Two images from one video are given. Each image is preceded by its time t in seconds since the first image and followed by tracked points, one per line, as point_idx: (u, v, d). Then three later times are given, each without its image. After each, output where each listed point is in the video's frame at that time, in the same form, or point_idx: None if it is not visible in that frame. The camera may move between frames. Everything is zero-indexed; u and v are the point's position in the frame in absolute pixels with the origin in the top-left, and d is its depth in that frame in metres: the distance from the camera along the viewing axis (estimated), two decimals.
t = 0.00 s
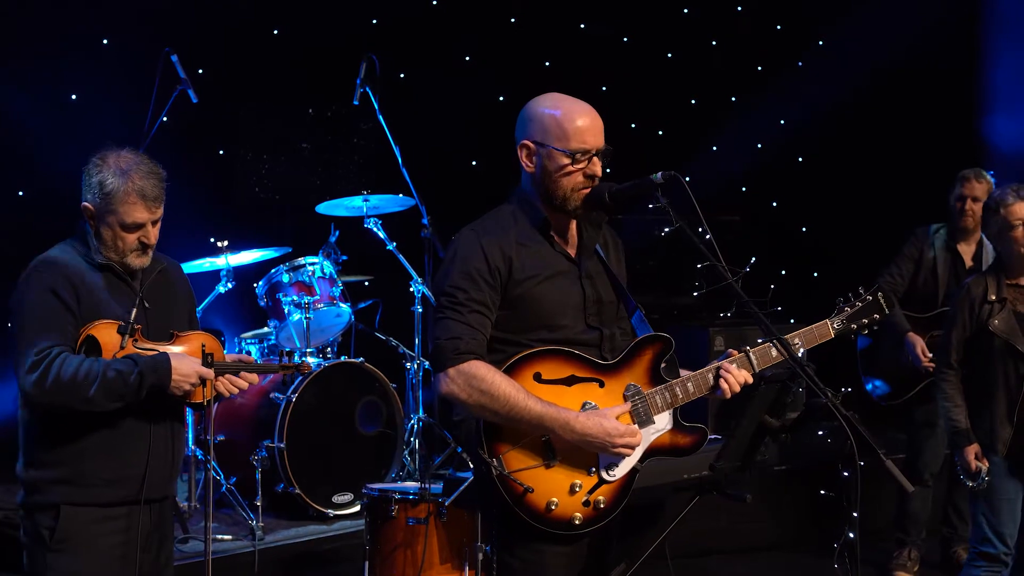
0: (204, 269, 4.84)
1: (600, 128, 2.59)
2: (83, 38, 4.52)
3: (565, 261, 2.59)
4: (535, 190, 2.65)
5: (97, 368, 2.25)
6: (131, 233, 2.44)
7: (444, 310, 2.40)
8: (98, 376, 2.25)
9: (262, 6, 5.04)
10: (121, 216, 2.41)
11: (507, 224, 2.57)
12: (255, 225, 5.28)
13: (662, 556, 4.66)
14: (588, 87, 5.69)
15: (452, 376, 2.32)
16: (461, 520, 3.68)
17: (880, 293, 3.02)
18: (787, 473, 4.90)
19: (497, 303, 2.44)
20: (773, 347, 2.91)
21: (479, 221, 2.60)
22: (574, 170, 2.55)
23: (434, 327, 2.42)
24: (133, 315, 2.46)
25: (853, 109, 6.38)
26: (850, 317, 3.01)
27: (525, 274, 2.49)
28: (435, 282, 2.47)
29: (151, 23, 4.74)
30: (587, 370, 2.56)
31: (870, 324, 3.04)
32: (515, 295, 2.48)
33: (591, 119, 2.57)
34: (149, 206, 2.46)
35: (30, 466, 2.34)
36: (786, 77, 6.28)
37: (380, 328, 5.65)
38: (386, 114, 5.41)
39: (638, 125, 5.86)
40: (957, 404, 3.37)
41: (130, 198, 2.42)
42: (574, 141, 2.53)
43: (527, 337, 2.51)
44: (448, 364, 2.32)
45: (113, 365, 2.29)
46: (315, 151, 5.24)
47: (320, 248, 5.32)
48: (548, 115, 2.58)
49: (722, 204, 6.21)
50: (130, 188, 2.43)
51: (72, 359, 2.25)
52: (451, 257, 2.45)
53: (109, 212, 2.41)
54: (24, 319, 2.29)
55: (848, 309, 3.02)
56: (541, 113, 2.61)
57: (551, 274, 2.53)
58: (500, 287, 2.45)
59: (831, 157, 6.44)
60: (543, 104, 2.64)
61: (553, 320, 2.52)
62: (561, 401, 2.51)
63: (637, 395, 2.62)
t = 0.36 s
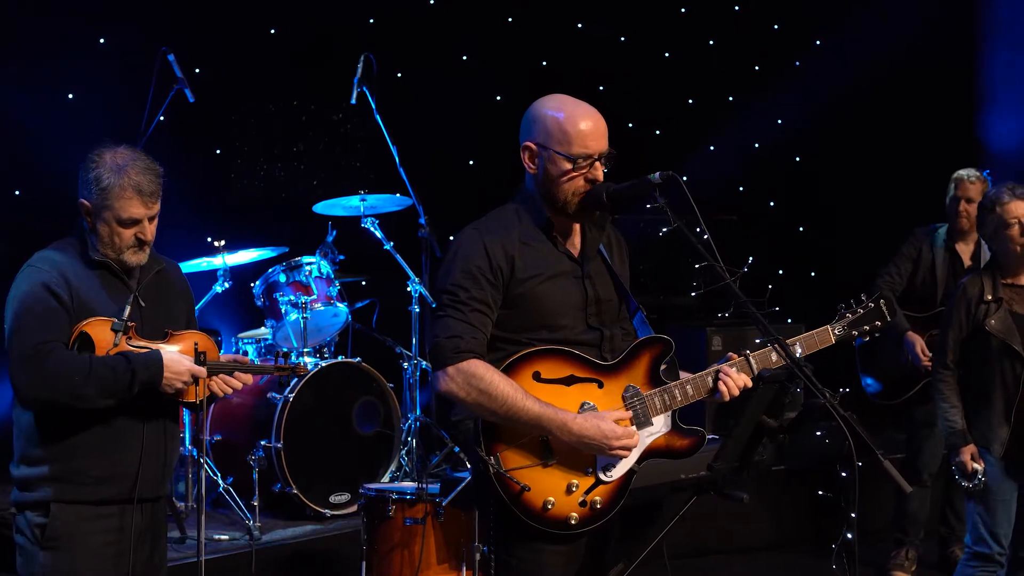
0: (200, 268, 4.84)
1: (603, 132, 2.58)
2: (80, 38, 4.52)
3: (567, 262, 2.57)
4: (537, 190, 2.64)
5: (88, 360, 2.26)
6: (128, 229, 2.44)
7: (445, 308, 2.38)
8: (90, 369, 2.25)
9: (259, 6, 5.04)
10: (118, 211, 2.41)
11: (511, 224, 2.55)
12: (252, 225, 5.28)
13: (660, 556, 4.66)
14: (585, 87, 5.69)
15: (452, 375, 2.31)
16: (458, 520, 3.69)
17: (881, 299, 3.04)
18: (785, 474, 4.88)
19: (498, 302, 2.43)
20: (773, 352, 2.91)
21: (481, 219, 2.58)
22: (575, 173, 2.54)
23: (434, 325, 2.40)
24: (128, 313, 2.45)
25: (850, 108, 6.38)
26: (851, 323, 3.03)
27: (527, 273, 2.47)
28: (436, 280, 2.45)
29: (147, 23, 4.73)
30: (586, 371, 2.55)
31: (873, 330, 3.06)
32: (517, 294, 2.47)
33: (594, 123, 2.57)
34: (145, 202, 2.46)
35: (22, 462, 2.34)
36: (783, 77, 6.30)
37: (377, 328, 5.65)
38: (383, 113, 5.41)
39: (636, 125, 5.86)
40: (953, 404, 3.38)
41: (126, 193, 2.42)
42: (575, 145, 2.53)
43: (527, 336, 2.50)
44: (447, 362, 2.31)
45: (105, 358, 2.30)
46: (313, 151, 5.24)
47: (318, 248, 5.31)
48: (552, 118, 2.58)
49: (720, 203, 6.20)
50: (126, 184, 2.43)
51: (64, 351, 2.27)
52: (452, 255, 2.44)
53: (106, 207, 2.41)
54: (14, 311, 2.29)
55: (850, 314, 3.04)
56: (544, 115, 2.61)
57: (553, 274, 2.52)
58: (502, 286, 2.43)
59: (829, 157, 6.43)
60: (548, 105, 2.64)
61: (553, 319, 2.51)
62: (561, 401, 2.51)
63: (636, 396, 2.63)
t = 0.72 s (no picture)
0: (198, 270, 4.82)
1: (603, 133, 2.59)
2: (76, 39, 4.50)
3: (566, 263, 2.57)
4: (535, 190, 2.63)
5: (82, 363, 2.27)
6: (117, 230, 2.44)
7: (444, 310, 2.37)
8: (86, 372, 2.26)
9: (256, 7, 5.03)
10: (108, 213, 2.41)
11: (509, 224, 2.54)
12: (249, 227, 5.27)
13: (658, 557, 4.65)
14: (583, 87, 5.69)
15: (452, 377, 2.29)
16: (457, 522, 3.66)
17: (880, 300, 3.03)
18: (784, 475, 4.88)
19: (498, 304, 2.42)
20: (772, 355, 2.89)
21: (480, 221, 2.57)
22: (573, 174, 2.54)
23: (434, 328, 2.39)
24: (119, 316, 2.45)
25: (847, 109, 6.38)
26: (850, 324, 3.03)
27: (527, 275, 2.46)
28: (435, 282, 2.44)
29: (144, 24, 4.72)
30: (586, 373, 2.55)
31: (871, 332, 3.05)
32: (516, 296, 2.46)
33: (594, 123, 2.56)
34: (135, 204, 2.47)
35: (15, 471, 2.33)
36: (780, 78, 6.30)
37: (374, 329, 5.64)
38: (381, 114, 5.41)
39: (633, 125, 5.85)
40: (949, 407, 3.40)
41: (117, 194, 2.42)
42: (574, 144, 2.53)
43: (526, 338, 2.49)
44: (447, 365, 2.30)
45: (99, 361, 2.30)
46: (310, 151, 5.24)
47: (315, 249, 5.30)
48: (552, 117, 2.58)
49: (717, 204, 6.20)
50: (116, 185, 2.44)
51: (58, 355, 2.26)
52: (451, 257, 2.43)
53: (96, 208, 2.41)
54: (6, 316, 2.27)
55: (848, 316, 3.03)
56: (544, 114, 2.61)
57: (553, 276, 2.51)
58: (501, 287, 2.42)
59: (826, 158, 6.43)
60: (548, 105, 2.63)
61: (553, 321, 2.51)
62: (561, 404, 2.51)
63: (635, 399, 2.63)
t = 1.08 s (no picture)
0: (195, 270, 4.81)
1: (605, 130, 2.60)
2: (73, 39, 4.50)
3: (560, 261, 2.56)
4: (534, 186, 2.63)
5: (76, 373, 2.23)
6: (95, 233, 2.42)
7: (442, 307, 2.36)
8: (80, 382, 2.23)
9: (253, 6, 5.03)
10: (85, 216, 2.38)
11: (505, 221, 2.53)
12: (247, 226, 5.27)
13: (656, 557, 4.66)
14: (580, 87, 5.68)
15: (452, 373, 2.30)
16: (454, 521, 3.66)
17: (870, 301, 3.05)
18: (782, 475, 4.88)
19: (495, 301, 2.42)
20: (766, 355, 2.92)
21: (475, 217, 2.57)
22: (576, 170, 2.55)
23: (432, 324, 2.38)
24: (105, 321, 2.44)
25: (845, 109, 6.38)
26: (841, 326, 3.03)
27: (523, 272, 2.46)
28: (431, 278, 2.43)
29: (142, 23, 4.72)
30: (583, 374, 2.55)
31: (862, 334, 3.06)
32: (513, 293, 2.46)
33: (597, 121, 2.58)
34: (114, 206, 2.44)
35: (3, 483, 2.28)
36: (778, 78, 6.30)
37: (372, 329, 5.64)
38: (378, 113, 5.40)
39: (631, 125, 5.85)
40: (946, 408, 3.37)
41: (95, 196, 2.39)
42: (580, 140, 2.53)
43: (522, 336, 2.48)
44: (447, 361, 2.30)
45: (92, 370, 2.27)
46: (308, 151, 5.24)
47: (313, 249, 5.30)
48: (557, 113, 2.58)
49: (715, 203, 6.20)
50: (95, 187, 2.41)
51: (49, 365, 2.22)
52: (448, 253, 2.42)
53: (73, 211, 2.38)
54: None
55: (841, 317, 3.04)
56: (548, 110, 2.61)
57: (549, 273, 2.51)
58: (499, 284, 2.42)
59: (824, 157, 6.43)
60: (552, 101, 2.63)
61: (549, 319, 2.50)
62: (557, 404, 2.50)
63: (632, 401, 2.62)
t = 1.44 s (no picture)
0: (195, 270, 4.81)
1: (605, 135, 2.64)
2: (72, 39, 4.50)
3: (554, 261, 2.56)
4: (532, 184, 2.62)
5: (71, 386, 2.22)
6: (79, 239, 2.38)
7: (443, 307, 2.34)
8: (75, 393, 2.22)
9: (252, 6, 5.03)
10: (70, 222, 2.35)
11: (500, 220, 2.52)
12: (246, 227, 5.26)
13: (655, 556, 4.66)
14: (579, 87, 5.69)
15: (456, 374, 2.28)
16: (453, 520, 3.66)
17: (851, 302, 3.11)
18: (781, 475, 4.89)
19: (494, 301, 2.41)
20: (756, 355, 2.95)
21: (469, 216, 2.55)
22: (581, 171, 2.57)
23: (432, 324, 2.36)
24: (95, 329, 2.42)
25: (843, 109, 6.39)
26: (826, 325, 3.08)
27: (522, 271, 2.45)
28: (429, 278, 2.41)
29: (142, 23, 4.72)
30: (582, 375, 2.55)
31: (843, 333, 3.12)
32: (512, 293, 2.45)
33: (600, 126, 2.62)
34: (99, 211, 2.41)
35: None
36: (777, 77, 6.30)
37: (371, 329, 5.64)
38: (377, 114, 5.40)
39: (630, 125, 5.85)
40: (942, 406, 3.37)
41: (79, 202, 2.35)
42: (587, 140, 2.57)
43: (521, 337, 2.48)
44: (452, 361, 2.28)
45: (87, 382, 2.26)
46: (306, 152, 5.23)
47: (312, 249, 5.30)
48: (561, 114, 2.60)
49: (714, 203, 6.21)
50: (79, 192, 2.37)
51: (43, 378, 2.19)
52: (447, 253, 2.40)
53: (57, 217, 2.34)
54: None
55: (824, 317, 3.08)
56: (550, 111, 2.62)
57: (546, 274, 2.50)
58: (498, 283, 2.41)
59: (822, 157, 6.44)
60: (552, 103, 2.65)
61: (547, 320, 2.50)
62: (558, 406, 2.50)
63: (630, 402, 2.63)
